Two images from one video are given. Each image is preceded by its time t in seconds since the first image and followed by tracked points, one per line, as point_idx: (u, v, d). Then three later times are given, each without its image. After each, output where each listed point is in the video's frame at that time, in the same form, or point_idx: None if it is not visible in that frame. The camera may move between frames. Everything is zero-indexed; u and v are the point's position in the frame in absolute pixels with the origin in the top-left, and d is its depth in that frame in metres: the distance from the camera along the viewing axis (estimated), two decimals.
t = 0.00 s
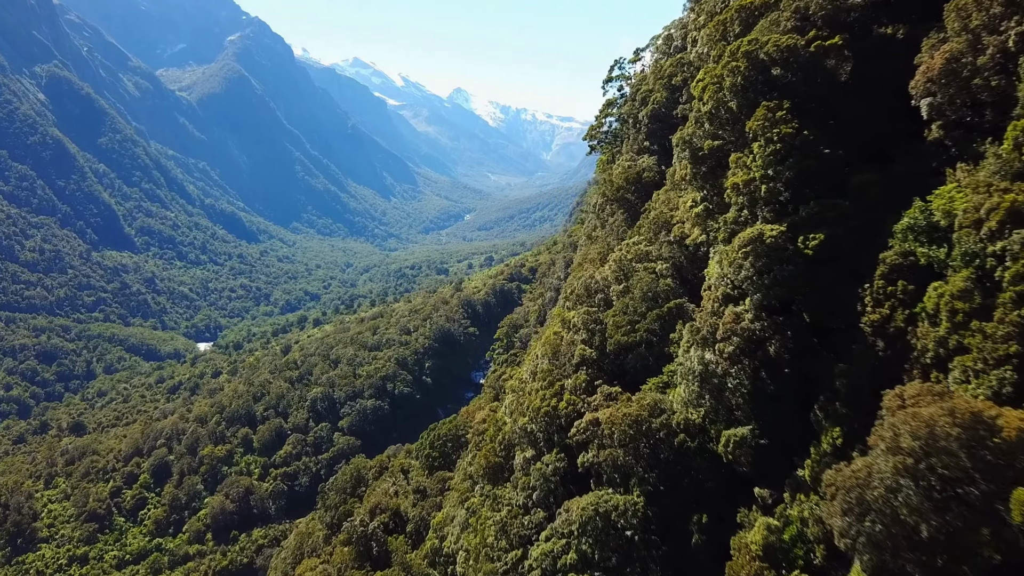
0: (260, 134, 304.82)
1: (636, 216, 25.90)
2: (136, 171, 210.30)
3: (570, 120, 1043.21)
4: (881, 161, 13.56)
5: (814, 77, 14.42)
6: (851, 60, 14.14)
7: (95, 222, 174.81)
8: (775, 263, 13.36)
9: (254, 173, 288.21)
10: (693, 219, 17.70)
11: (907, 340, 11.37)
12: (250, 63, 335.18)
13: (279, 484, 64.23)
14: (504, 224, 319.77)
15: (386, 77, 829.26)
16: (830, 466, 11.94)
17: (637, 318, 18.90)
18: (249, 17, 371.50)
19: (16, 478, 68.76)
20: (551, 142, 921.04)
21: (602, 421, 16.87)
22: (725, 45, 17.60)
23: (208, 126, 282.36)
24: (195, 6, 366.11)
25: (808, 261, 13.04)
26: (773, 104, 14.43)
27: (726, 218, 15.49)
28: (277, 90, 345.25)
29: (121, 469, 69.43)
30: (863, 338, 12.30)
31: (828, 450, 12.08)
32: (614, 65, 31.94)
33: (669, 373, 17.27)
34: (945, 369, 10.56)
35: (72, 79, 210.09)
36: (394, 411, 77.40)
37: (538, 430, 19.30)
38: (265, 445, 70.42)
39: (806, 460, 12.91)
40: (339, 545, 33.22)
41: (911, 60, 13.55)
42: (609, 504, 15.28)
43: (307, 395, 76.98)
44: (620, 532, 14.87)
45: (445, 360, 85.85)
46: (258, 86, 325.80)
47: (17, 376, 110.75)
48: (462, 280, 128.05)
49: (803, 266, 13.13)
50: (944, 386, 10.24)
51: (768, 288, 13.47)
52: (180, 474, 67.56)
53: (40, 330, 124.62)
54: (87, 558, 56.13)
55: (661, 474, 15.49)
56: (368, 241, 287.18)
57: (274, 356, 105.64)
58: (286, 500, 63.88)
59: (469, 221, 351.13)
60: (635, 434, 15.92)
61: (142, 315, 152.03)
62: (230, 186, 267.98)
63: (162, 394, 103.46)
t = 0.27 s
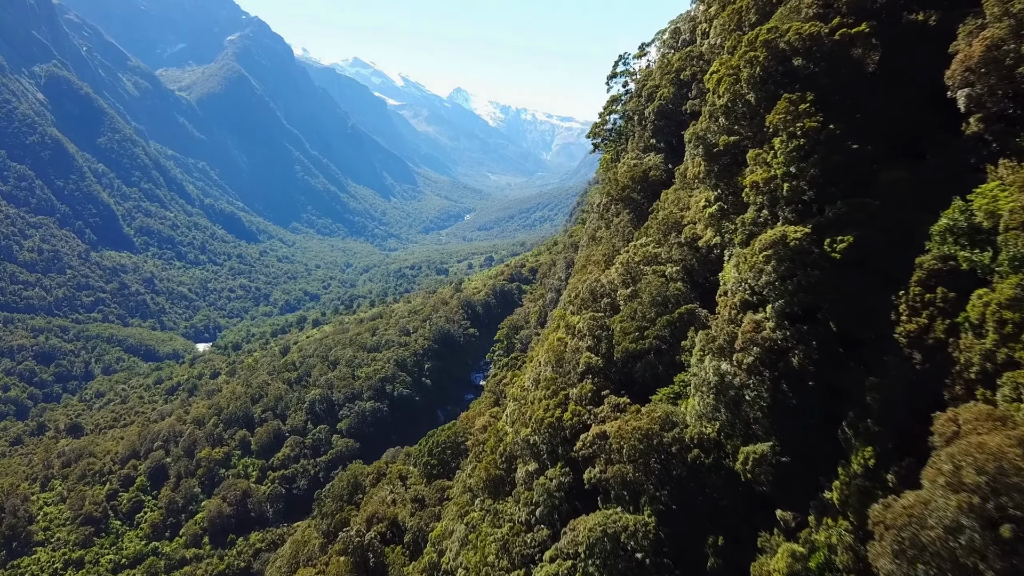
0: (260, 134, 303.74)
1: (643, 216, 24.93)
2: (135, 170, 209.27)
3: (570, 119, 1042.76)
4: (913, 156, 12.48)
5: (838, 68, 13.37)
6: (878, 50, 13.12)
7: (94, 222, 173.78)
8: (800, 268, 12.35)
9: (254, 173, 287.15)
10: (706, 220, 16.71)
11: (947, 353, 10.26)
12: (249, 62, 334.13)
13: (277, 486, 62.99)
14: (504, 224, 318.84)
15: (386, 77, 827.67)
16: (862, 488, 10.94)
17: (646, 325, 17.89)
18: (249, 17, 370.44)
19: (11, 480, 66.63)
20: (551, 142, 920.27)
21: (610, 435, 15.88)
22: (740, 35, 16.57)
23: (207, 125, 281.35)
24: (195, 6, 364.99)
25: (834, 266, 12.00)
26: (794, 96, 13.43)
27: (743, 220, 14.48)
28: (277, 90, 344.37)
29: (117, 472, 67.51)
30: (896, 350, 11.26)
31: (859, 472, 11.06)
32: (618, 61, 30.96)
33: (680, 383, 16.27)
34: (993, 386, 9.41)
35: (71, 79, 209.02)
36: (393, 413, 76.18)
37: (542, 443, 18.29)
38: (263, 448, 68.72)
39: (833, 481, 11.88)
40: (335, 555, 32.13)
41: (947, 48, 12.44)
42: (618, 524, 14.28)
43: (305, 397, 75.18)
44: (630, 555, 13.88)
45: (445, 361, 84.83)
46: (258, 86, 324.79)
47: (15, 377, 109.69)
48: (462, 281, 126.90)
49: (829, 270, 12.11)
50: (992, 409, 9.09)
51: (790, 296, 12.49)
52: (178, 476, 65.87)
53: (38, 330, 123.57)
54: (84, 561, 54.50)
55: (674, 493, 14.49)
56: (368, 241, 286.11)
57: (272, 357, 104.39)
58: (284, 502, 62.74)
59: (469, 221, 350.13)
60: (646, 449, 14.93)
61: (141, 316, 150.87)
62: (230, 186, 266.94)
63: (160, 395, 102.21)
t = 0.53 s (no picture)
0: (259, 134, 302.76)
1: (651, 215, 24.04)
2: (134, 170, 208.29)
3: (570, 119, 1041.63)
4: (944, 151, 11.58)
5: (863, 58, 12.50)
6: (907, 37, 12.27)
7: (93, 222, 172.81)
8: (824, 272, 11.52)
9: (253, 173, 286.14)
10: (718, 222, 15.91)
11: (992, 366, 9.18)
12: (249, 62, 333.28)
13: (275, 489, 61.51)
14: (504, 224, 317.93)
15: (386, 77, 826.40)
16: (894, 512, 10.05)
17: (655, 331, 17.06)
18: (249, 17, 369.46)
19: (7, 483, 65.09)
20: (551, 142, 919.38)
21: (617, 447, 15.04)
22: (755, 26, 15.76)
23: (207, 125, 280.37)
24: (195, 6, 363.98)
25: (862, 270, 11.10)
26: (817, 87, 12.65)
27: (761, 219, 13.56)
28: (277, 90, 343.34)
29: (114, 474, 65.54)
30: (930, 361, 10.33)
31: (891, 495, 10.15)
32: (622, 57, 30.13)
33: (691, 394, 15.42)
34: None
35: (71, 78, 208.07)
36: (393, 415, 74.71)
37: (545, 455, 17.39)
38: (261, 450, 67.08)
39: (862, 503, 10.97)
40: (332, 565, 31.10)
41: (982, 35, 11.54)
42: (627, 545, 13.42)
43: (303, 399, 73.84)
44: None
45: (444, 362, 83.80)
46: (258, 86, 323.88)
47: (13, 378, 108.62)
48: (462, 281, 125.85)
49: (856, 275, 11.23)
50: None
51: (813, 303, 11.69)
52: (175, 479, 63.79)
53: (36, 331, 122.61)
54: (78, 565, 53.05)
55: (686, 511, 13.59)
56: (368, 241, 285.07)
57: (271, 358, 103.23)
58: (281, 505, 61.16)
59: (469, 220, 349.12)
60: (656, 463, 14.07)
61: (140, 316, 149.78)
62: (229, 186, 265.97)
63: (158, 396, 100.98)
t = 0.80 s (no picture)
0: (259, 133, 301.73)
1: (660, 215, 23.08)
2: (134, 170, 207.25)
3: (570, 119, 1038.77)
4: (988, 143, 10.50)
5: (898, 41, 11.34)
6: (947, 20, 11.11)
7: (92, 222, 171.82)
8: (858, 278, 10.54)
9: (253, 173, 285.13)
10: (736, 223, 14.91)
11: None
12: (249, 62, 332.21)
13: (273, 492, 60.37)
14: (505, 224, 316.80)
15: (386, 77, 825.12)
16: (939, 545, 8.95)
17: (668, 338, 16.09)
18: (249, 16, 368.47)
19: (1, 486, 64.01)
20: (551, 142, 918.11)
21: (628, 465, 14.07)
22: (776, 11, 14.70)
23: (206, 125, 279.28)
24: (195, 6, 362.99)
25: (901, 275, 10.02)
26: (848, 77, 11.61)
27: (785, 220, 12.59)
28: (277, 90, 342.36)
29: (111, 477, 64.13)
30: (977, 376, 9.05)
31: (934, 526, 9.07)
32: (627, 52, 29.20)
33: (706, 406, 14.48)
34: None
35: (70, 78, 207.07)
36: (392, 417, 73.31)
37: (549, 469, 16.41)
38: (259, 452, 65.96)
39: (901, 532, 9.91)
40: None
41: None
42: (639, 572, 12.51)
43: (303, 400, 72.32)
44: None
45: (444, 363, 82.68)
46: (258, 86, 322.88)
47: (11, 378, 107.71)
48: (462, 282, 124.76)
49: (893, 281, 10.16)
50: None
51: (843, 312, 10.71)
52: (171, 482, 62.50)
53: (35, 331, 121.71)
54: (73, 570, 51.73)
55: (704, 535, 12.61)
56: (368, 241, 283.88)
57: (270, 358, 102.10)
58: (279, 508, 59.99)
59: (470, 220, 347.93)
60: (670, 482, 13.10)
61: (139, 316, 148.76)
62: (229, 185, 264.92)
63: (157, 396, 99.89)
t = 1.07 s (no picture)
0: (259, 133, 300.74)
1: (670, 215, 22.11)
2: (133, 170, 206.17)
3: (570, 119, 1037.89)
4: None
5: (940, 25, 10.25)
6: (992, 4, 10.03)
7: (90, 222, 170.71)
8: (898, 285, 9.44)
9: (253, 173, 284.01)
10: (752, 226, 14.02)
11: None
12: (249, 62, 331.38)
13: (270, 495, 59.28)
14: (505, 224, 315.94)
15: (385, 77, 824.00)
16: None
17: (679, 346, 15.12)
18: (249, 16, 367.51)
19: None
20: (551, 142, 917.52)
21: (639, 484, 13.05)
22: None
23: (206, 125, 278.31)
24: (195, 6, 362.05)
25: (946, 283, 8.94)
26: (884, 63, 10.55)
27: (812, 221, 11.59)
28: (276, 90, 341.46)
29: (107, 479, 62.89)
30: None
31: (989, 563, 7.99)
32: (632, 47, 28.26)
33: (722, 420, 13.57)
34: None
35: (69, 78, 206.05)
36: (391, 419, 72.10)
37: (553, 486, 15.39)
38: (256, 454, 64.83)
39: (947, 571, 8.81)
40: None
41: None
42: None
43: (301, 402, 71.13)
44: None
45: (444, 364, 81.57)
46: (258, 86, 321.98)
47: (8, 379, 106.56)
48: (461, 282, 123.73)
49: (938, 288, 9.03)
50: None
51: (880, 322, 9.68)
52: (168, 485, 61.51)
53: (33, 332, 120.72)
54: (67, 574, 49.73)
55: (722, 563, 11.55)
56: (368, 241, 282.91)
57: (268, 359, 101.00)
58: (277, 512, 58.93)
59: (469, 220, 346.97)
60: (683, 503, 12.09)
61: (137, 316, 147.67)
62: (229, 185, 263.82)
63: (155, 398, 98.82)
